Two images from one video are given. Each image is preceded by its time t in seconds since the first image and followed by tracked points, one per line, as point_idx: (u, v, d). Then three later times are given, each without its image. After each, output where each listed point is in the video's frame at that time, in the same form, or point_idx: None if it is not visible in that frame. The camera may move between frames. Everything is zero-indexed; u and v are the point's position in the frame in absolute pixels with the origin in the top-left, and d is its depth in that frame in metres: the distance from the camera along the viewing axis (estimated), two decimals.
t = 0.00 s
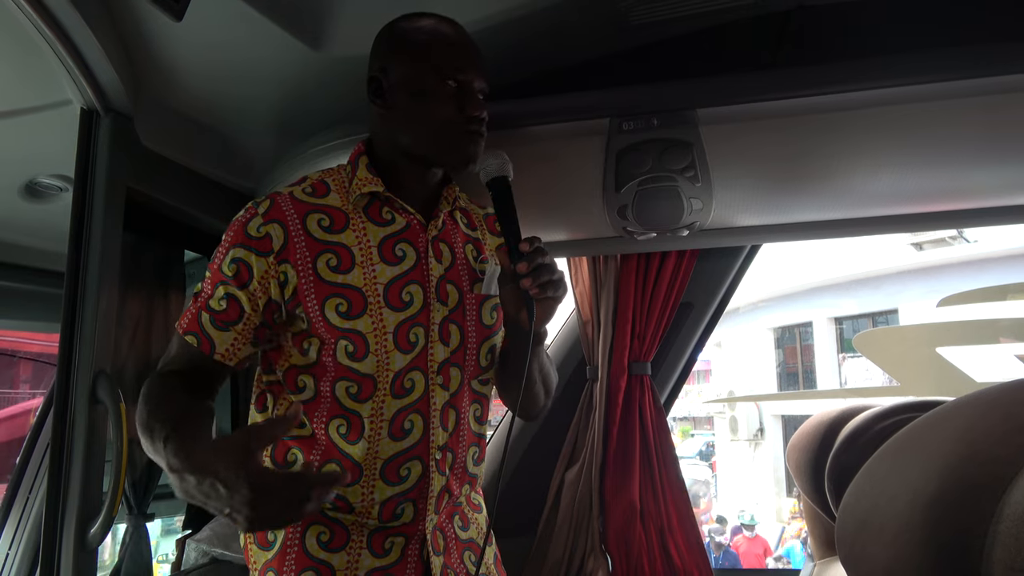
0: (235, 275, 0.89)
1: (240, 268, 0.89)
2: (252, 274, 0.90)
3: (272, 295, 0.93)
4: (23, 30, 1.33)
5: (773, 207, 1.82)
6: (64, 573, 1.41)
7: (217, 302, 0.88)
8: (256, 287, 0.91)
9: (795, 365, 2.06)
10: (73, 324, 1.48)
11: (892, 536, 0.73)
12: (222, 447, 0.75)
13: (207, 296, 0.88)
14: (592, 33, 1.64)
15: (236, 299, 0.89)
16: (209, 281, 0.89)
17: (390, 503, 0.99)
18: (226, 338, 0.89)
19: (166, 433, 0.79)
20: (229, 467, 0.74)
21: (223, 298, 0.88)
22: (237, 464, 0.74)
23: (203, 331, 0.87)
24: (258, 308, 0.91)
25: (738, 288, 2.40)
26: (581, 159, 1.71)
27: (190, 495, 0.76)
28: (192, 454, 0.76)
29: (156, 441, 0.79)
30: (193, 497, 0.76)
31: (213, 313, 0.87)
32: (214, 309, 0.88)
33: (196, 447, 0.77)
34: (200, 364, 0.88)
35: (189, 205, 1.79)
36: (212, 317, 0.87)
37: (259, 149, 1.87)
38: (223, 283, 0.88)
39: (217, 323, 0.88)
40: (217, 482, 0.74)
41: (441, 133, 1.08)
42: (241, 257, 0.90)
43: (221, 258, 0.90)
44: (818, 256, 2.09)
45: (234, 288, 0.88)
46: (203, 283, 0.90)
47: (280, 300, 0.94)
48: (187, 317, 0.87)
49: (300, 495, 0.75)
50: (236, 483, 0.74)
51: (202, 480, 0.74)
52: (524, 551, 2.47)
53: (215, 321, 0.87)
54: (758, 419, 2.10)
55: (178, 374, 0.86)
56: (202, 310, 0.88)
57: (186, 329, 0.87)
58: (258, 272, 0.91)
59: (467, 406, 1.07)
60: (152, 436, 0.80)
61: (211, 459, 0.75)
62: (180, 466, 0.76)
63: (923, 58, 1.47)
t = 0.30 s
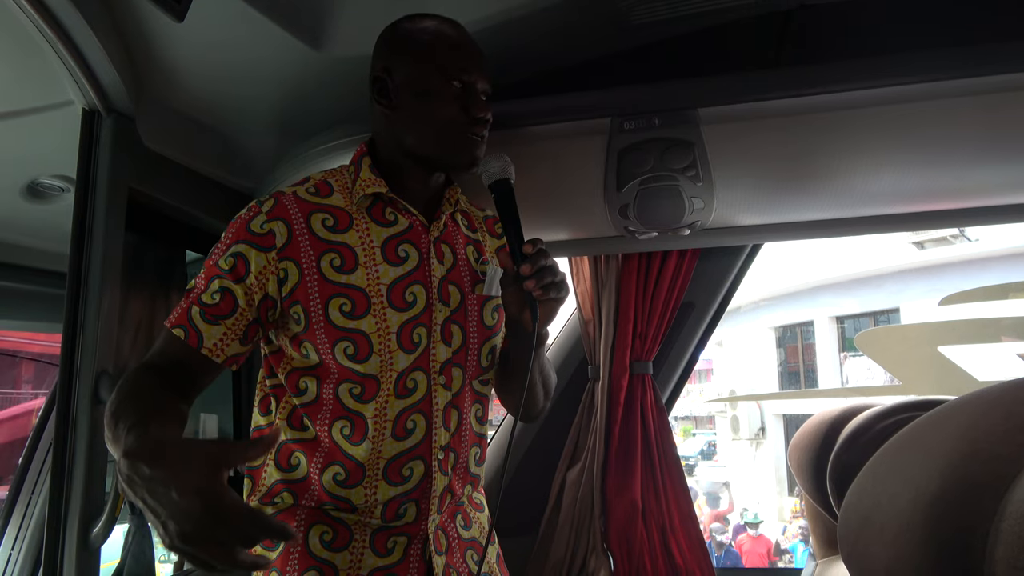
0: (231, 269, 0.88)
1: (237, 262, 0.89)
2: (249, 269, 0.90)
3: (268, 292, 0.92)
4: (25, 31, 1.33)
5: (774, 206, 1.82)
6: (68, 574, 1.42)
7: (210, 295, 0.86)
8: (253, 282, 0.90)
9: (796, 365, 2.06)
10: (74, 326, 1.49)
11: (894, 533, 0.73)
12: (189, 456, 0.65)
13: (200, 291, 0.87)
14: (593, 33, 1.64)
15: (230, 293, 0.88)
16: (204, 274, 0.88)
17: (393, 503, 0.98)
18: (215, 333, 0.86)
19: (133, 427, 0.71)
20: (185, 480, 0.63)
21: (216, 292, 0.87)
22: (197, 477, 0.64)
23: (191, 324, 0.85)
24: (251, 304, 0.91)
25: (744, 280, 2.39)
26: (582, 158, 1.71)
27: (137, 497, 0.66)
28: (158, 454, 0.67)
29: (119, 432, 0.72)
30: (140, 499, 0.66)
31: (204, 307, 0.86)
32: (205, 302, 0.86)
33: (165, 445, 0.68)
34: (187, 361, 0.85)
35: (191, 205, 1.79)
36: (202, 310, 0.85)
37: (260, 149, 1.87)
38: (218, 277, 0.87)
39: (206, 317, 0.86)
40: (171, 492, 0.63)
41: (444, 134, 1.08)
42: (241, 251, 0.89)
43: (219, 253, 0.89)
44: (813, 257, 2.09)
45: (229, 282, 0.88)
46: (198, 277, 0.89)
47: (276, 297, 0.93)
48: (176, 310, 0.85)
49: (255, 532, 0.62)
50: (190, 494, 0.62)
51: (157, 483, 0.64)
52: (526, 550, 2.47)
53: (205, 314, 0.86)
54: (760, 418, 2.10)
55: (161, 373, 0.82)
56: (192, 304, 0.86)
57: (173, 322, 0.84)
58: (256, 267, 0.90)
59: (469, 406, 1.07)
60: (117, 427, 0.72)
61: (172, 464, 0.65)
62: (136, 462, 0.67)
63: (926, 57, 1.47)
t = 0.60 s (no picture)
0: (244, 277, 0.90)
1: (250, 270, 0.91)
2: (261, 275, 0.92)
3: (279, 295, 0.94)
4: (28, 31, 1.33)
5: (776, 206, 1.81)
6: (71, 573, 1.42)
7: (226, 308, 0.88)
8: (266, 288, 0.93)
9: (798, 364, 2.05)
10: (78, 325, 1.49)
11: (898, 533, 0.73)
12: (289, 356, 0.71)
13: (214, 304, 0.88)
14: (595, 32, 1.64)
15: (245, 303, 0.90)
16: (215, 287, 0.89)
17: (397, 502, 0.99)
18: (238, 343, 0.89)
19: (206, 399, 0.77)
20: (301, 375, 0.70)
21: (232, 303, 0.88)
22: (309, 360, 0.70)
23: (212, 337, 0.87)
24: (267, 310, 0.93)
25: (744, 282, 2.40)
26: (584, 157, 1.71)
27: (259, 425, 0.73)
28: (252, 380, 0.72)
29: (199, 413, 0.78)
30: (263, 423, 0.72)
31: (221, 319, 0.88)
32: (222, 315, 0.88)
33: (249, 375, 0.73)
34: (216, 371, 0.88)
35: (193, 204, 1.81)
36: (221, 323, 0.88)
37: (262, 149, 1.88)
38: (231, 288, 0.89)
39: (227, 329, 0.88)
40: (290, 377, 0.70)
41: (441, 132, 1.08)
42: (251, 258, 0.91)
43: (228, 263, 0.91)
44: (811, 257, 2.13)
45: (243, 291, 0.90)
46: (207, 289, 0.90)
47: (287, 300, 0.96)
48: (194, 326, 0.87)
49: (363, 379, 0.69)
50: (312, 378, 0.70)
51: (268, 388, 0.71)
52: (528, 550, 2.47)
53: (225, 327, 0.88)
54: (761, 417, 2.08)
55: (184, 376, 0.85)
56: (209, 319, 0.88)
57: (194, 339, 0.87)
58: (267, 273, 0.92)
59: (471, 404, 1.07)
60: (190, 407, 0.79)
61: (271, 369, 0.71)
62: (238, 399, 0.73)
63: (927, 56, 1.47)
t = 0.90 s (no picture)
0: (252, 286, 0.90)
1: (256, 278, 0.91)
2: (267, 282, 0.92)
3: (284, 301, 0.95)
4: (28, 34, 1.33)
5: (777, 204, 1.81)
6: (75, 574, 1.42)
7: (234, 318, 0.89)
8: (272, 296, 0.93)
9: (800, 362, 2.06)
10: (81, 326, 1.49)
11: (900, 531, 0.76)
12: (325, 405, 0.71)
13: (221, 316, 0.89)
14: (595, 32, 1.64)
15: (253, 313, 0.90)
16: (222, 297, 0.90)
17: (399, 503, 0.99)
18: (250, 355, 0.90)
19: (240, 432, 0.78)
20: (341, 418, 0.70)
21: (240, 314, 0.89)
22: (353, 416, 0.70)
23: (224, 351, 0.88)
24: (273, 317, 0.93)
25: (746, 279, 2.40)
26: (585, 157, 1.71)
27: (290, 469, 0.74)
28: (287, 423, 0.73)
29: (226, 448, 0.79)
30: (296, 466, 0.73)
31: (230, 331, 0.89)
32: (231, 327, 0.89)
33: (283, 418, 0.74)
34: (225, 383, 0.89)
35: (195, 206, 1.81)
36: (231, 336, 0.89)
37: (262, 150, 1.88)
38: (239, 298, 0.89)
39: (237, 341, 0.89)
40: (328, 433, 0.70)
41: (441, 134, 1.07)
42: (256, 267, 0.91)
43: (234, 272, 0.91)
44: (817, 254, 2.12)
45: (251, 301, 0.90)
46: (213, 300, 0.90)
47: (292, 307, 0.96)
48: (204, 341, 0.88)
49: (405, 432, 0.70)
50: (350, 427, 0.70)
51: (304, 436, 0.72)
52: (531, 550, 2.47)
53: (235, 338, 0.89)
54: (764, 415, 2.06)
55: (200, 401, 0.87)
56: (217, 331, 0.89)
57: (204, 353, 0.88)
58: (272, 280, 0.92)
59: (473, 404, 1.07)
60: (221, 440, 0.80)
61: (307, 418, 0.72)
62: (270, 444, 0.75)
63: (928, 54, 1.47)
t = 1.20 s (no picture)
0: (253, 289, 0.91)
1: (256, 282, 0.91)
2: (267, 286, 0.92)
3: (284, 305, 0.95)
4: (30, 35, 1.33)
5: (779, 203, 1.81)
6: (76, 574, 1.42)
7: (235, 323, 0.89)
8: (272, 299, 0.93)
9: (802, 361, 2.05)
10: (83, 326, 1.50)
11: (903, 530, 0.78)
12: (336, 422, 0.77)
13: (221, 319, 0.89)
14: (596, 31, 1.64)
15: (254, 317, 0.90)
16: (223, 300, 0.90)
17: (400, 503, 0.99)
18: (251, 359, 0.90)
19: (249, 443, 0.81)
20: (355, 442, 0.75)
21: (240, 318, 0.89)
22: (366, 439, 0.75)
23: (225, 355, 0.89)
24: (274, 320, 0.93)
25: (748, 278, 2.40)
26: (586, 156, 1.71)
27: (303, 483, 0.78)
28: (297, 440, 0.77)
29: (233, 456, 0.82)
30: (307, 479, 0.78)
31: (232, 335, 0.89)
32: (232, 331, 0.89)
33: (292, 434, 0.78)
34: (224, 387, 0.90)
35: (197, 207, 1.81)
36: (232, 340, 0.89)
37: (262, 150, 1.87)
38: (239, 301, 0.89)
39: (239, 345, 0.89)
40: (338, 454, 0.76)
41: (440, 134, 1.07)
42: (256, 270, 0.91)
43: (234, 275, 0.91)
44: (820, 253, 2.11)
45: (251, 304, 0.90)
46: (213, 304, 0.90)
47: (292, 311, 0.96)
48: (205, 344, 0.89)
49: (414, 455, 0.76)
50: (360, 452, 0.75)
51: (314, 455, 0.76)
52: (532, 549, 2.47)
53: (236, 343, 0.89)
54: (766, 415, 2.06)
55: (202, 407, 0.88)
56: (218, 335, 0.89)
57: (206, 358, 0.88)
58: (271, 284, 0.92)
59: (474, 404, 1.07)
60: (227, 448, 0.82)
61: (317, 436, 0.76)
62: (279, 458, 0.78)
63: (930, 52, 1.46)
